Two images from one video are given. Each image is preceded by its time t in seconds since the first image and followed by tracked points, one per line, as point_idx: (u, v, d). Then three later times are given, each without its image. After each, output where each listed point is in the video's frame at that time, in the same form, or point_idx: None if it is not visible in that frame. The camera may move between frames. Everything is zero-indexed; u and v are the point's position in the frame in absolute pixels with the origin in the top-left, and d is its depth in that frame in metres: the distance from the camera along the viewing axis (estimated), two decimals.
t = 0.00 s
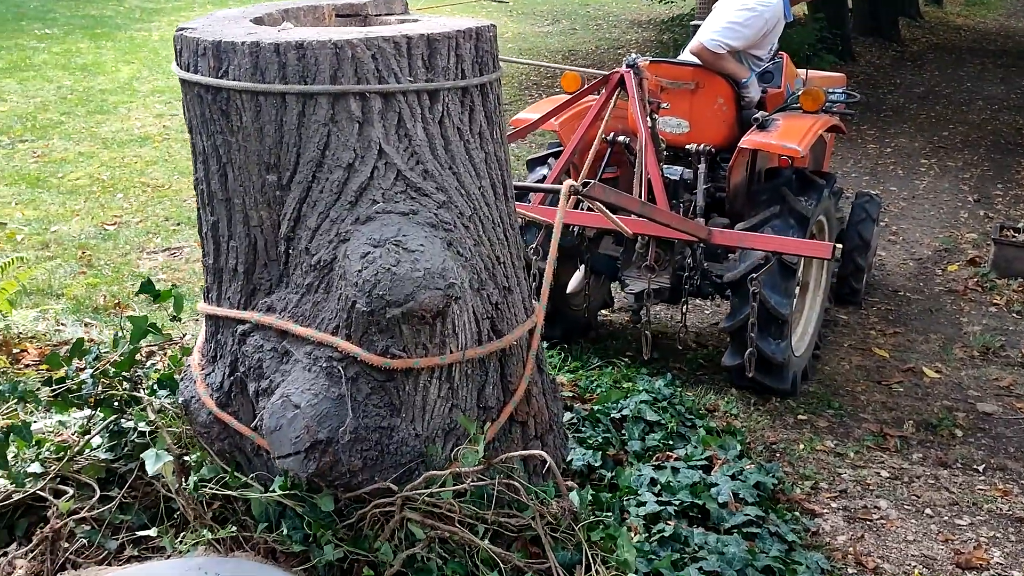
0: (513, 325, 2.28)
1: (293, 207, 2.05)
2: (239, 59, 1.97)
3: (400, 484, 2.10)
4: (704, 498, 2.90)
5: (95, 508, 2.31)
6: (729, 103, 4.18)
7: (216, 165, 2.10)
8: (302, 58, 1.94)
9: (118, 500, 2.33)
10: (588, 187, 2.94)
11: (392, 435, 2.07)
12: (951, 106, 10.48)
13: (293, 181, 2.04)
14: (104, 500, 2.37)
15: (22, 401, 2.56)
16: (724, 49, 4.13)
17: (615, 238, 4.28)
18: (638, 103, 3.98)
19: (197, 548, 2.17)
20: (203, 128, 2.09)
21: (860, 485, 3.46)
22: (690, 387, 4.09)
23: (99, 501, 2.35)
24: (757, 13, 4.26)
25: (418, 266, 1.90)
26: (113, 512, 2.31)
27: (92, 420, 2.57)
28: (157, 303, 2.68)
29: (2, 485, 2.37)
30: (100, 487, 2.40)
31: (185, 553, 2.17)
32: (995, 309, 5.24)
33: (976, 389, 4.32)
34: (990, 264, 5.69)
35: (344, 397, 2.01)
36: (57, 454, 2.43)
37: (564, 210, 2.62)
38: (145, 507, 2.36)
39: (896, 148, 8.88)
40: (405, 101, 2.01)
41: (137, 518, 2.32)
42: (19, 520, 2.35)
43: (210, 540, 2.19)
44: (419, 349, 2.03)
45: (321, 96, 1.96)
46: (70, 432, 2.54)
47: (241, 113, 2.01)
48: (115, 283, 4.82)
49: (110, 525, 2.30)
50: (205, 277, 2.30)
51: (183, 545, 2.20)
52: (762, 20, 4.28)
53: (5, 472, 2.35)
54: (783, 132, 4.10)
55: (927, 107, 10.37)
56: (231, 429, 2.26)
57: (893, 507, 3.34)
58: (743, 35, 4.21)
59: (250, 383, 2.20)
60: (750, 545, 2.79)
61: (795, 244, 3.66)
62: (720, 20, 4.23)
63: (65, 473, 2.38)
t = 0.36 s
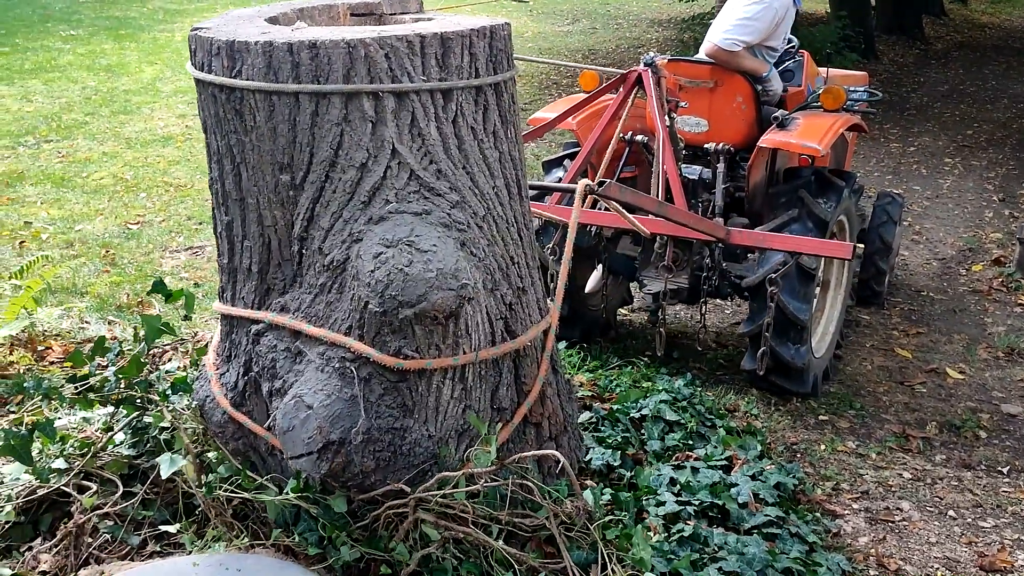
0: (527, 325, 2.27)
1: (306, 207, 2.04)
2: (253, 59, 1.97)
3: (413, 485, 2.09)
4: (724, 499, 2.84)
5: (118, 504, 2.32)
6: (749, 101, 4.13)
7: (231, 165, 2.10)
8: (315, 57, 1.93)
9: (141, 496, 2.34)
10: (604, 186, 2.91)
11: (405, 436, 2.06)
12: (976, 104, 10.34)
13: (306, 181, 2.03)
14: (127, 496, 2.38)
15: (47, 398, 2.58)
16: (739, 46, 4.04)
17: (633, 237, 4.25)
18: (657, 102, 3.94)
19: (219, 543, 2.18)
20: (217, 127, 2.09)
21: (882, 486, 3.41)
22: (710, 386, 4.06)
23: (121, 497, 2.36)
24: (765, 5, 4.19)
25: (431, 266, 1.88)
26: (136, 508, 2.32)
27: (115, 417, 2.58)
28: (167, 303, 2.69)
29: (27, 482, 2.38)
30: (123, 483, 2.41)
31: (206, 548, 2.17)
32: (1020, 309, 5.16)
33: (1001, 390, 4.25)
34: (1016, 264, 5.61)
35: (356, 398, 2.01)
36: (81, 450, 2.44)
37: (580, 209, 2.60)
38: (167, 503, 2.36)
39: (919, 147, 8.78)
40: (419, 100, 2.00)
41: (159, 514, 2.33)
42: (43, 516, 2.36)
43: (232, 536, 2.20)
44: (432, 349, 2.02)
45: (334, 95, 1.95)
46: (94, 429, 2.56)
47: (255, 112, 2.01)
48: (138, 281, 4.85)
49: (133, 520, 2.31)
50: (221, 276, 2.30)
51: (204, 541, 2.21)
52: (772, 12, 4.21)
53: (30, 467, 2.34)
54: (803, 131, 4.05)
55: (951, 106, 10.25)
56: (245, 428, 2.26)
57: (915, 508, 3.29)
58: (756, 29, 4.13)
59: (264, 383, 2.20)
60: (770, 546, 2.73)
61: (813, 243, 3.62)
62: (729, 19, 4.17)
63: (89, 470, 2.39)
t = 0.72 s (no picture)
0: (540, 330, 2.26)
1: (318, 211, 2.04)
2: (265, 63, 1.97)
3: (425, 491, 2.10)
4: (740, 502, 2.81)
5: (138, 506, 2.33)
6: (762, 104, 4.11)
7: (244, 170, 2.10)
8: (327, 62, 1.93)
9: (160, 498, 2.35)
10: (617, 191, 2.89)
11: (417, 442, 2.06)
12: (992, 106, 10.26)
13: (319, 186, 2.03)
14: (147, 497, 2.40)
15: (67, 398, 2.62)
16: (749, 48, 3.95)
17: (647, 241, 4.23)
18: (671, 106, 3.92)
19: (238, 544, 2.19)
20: (230, 132, 2.10)
21: (900, 490, 3.38)
22: (726, 390, 4.03)
23: (141, 499, 2.37)
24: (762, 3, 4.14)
25: (443, 271, 1.88)
26: (155, 510, 2.34)
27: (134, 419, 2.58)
28: (178, 307, 2.70)
29: (48, 484, 2.40)
30: (142, 484, 2.43)
31: (225, 550, 2.18)
32: None
33: (1019, 394, 4.20)
34: None
35: (368, 403, 2.01)
36: (101, 452, 2.44)
37: (593, 212, 2.59)
38: (185, 505, 2.37)
39: (934, 149, 8.71)
40: (431, 104, 2.00)
41: (178, 516, 2.34)
42: (64, 517, 2.37)
43: (251, 539, 2.20)
44: (444, 355, 2.02)
45: (346, 100, 1.95)
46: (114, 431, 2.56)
47: (267, 117, 2.01)
48: (154, 284, 4.87)
49: (152, 522, 2.32)
50: (233, 280, 2.30)
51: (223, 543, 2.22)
52: (769, 7, 4.15)
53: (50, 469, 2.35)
54: (818, 134, 4.03)
55: (967, 108, 10.16)
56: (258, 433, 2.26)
57: (933, 513, 3.26)
58: (760, 27, 4.06)
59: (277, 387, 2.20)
60: (787, 550, 2.69)
61: (828, 247, 3.60)
62: (732, 23, 4.08)
63: (109, 471, 2.41)
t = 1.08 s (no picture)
0: (544, 335, 2.26)
1: (321, 216, 2.04)
2: (268, 68, 1.97)
3: (428, 497, 2.09)
4: (750, 506, 2.79)
5: (149, 508, 2.33)
6: (769, 107, 4.09)
7: (247, 175, 2.10)
8: (330, 67, 1.93)
9: (171, 500, 2.34)
10: (623, 195, 2.87)
11: (420, 447, 2.06)
12: (1002, 107, 10.20)
13: (322, 190, 2.03)
14: (157, 499, 2.39)
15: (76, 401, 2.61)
16: (752, 48, 3.94)
17: (654, 244, 4.22)
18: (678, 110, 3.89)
19: (248, 548, 2.20)
20: (234, 137, 2.10)
21: (910, 494, 3.36)
22: (734, 393, 4.02)
23: (152, 501, 2.37)
24: (759, 5, 4.16)
25: (446, 276, 1.87)
26: (166, 512, 2.33)
27: (144, 421, 2.61)
28: (182, 312, 2.73)
29: (59, 486, 2.38)
30: (152, 486, 2.43)
31: (235, 552, 2.19)
32: None
33: None
34: None
35: (371, 408, 2.01)
36: (112, 454, 2.46)
37: (597, 216, 2.58)
38: (196, 507, 2.36)
39: (943, 150, 8.67)
40: (434, 109, 1.99)
41: (189, 518, 2.33)
42: (74, 519, 2.36)
43: (261, 542, 2.21)
44: (447, 360, 2.01)
45: (349, 105, 1.95)
46: (124, 433, 2.59)
47: (270, 122, 2.01)
48: (163, 286, 4.88)
49: (163, 524, 2.31)
50: (238, 285, 2.31)
51: (234, 544, 2.23)
52: (767, 9, 4.17)
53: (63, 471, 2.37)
54: (825, 137, 4.00)
55: (977, 109, 10.11)
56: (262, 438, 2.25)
57: (943, 516, 3.23)
58: (760, 28, 4.06)
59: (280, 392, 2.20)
60: (796, 553, 2.67)
61: (836, 250, 3.57)
62: (732, 27, 4.09)
63: (119, 473, 2.41)
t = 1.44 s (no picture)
0: (547, 333, 2.25)
1: (323, 214, 2.03)
2: (270, 66, 1.96)
3: (430, 497, 2.09)
4: (757, 504, 2.77)
5: (158, 504, 2.33)
6: (776, 105, 4.06)
7: (250, 172, 2.09)
8: (331, 64, 1.92)
9: (179, 496, 2.34)
10: (628, 193, 2.85)
11: (422, 446, 2.06)
12: (1012, 106, 10.14)
13: (324, 188, 2.02)
14: (166, 495, 2.39)
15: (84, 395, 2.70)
16: (759, 44, 3.90)
17: (660, 243, 4.21)
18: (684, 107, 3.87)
19: (256, 544, 2.20)
20: (236, 134, 2.09)
21: (918, 493, 3.33)
22: (742, 391, 4.00)
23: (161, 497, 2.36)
24: (764, 3, 4.13)
25: (447, 275, 1.87)
26: (174, 508, 2.33)
27: (151, 418, 2.62)
28: (183, 311, 2.75)
29: (69, 482, 2.39)
30: (161, 482, 2.42)
31: (244, 549, 2.20)
32: None
33: None
34: None
35: (373, 407, 2.00)
36: (121, 451, 2.47)
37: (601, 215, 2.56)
38: (204, 503, 2.36)
39: (952, 149, 8.62)
40: (437, 106, 1.98)
41: (197, 514, 2.33)
42: (84, 515, 2.37)
43: (268, 539, 2.21)
44: (449, 358, 2.00)
45: (351, 102, 1.94)
46: (131, 430, 2.59)
47: (272, 119, 2.00)
48: (172, 284, 4.88)
49: (172, 520, 2.31)
50: (240, 284, 2.30)
51: (242, 541, 2.23)
52: (772, 6, 4.14)
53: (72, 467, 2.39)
54: (832, 135, 3.98)
55: (986, 108, 10.05)
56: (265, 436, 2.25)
57: (951, 515, 3.21)
58: (766, 25, 4.03)
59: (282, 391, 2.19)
60: (804, 552, 2.65)
61: (842, 249, 3.55)
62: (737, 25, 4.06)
63: (128, 470, 2.41)
